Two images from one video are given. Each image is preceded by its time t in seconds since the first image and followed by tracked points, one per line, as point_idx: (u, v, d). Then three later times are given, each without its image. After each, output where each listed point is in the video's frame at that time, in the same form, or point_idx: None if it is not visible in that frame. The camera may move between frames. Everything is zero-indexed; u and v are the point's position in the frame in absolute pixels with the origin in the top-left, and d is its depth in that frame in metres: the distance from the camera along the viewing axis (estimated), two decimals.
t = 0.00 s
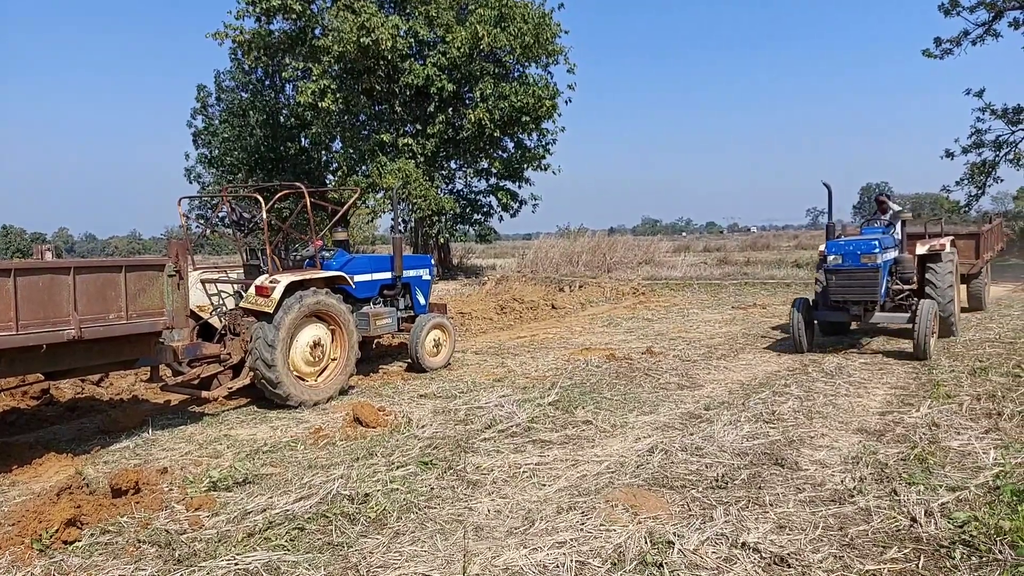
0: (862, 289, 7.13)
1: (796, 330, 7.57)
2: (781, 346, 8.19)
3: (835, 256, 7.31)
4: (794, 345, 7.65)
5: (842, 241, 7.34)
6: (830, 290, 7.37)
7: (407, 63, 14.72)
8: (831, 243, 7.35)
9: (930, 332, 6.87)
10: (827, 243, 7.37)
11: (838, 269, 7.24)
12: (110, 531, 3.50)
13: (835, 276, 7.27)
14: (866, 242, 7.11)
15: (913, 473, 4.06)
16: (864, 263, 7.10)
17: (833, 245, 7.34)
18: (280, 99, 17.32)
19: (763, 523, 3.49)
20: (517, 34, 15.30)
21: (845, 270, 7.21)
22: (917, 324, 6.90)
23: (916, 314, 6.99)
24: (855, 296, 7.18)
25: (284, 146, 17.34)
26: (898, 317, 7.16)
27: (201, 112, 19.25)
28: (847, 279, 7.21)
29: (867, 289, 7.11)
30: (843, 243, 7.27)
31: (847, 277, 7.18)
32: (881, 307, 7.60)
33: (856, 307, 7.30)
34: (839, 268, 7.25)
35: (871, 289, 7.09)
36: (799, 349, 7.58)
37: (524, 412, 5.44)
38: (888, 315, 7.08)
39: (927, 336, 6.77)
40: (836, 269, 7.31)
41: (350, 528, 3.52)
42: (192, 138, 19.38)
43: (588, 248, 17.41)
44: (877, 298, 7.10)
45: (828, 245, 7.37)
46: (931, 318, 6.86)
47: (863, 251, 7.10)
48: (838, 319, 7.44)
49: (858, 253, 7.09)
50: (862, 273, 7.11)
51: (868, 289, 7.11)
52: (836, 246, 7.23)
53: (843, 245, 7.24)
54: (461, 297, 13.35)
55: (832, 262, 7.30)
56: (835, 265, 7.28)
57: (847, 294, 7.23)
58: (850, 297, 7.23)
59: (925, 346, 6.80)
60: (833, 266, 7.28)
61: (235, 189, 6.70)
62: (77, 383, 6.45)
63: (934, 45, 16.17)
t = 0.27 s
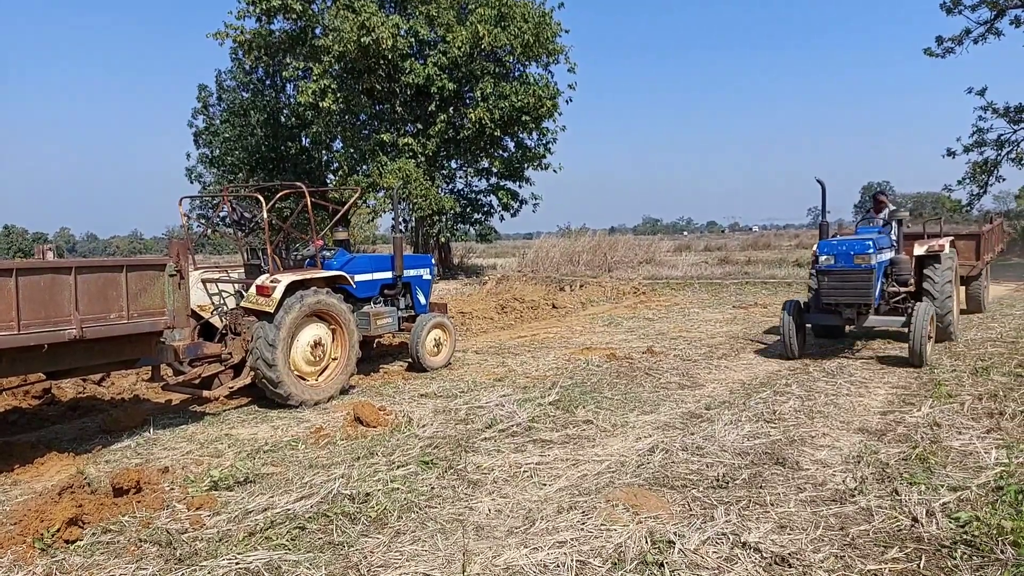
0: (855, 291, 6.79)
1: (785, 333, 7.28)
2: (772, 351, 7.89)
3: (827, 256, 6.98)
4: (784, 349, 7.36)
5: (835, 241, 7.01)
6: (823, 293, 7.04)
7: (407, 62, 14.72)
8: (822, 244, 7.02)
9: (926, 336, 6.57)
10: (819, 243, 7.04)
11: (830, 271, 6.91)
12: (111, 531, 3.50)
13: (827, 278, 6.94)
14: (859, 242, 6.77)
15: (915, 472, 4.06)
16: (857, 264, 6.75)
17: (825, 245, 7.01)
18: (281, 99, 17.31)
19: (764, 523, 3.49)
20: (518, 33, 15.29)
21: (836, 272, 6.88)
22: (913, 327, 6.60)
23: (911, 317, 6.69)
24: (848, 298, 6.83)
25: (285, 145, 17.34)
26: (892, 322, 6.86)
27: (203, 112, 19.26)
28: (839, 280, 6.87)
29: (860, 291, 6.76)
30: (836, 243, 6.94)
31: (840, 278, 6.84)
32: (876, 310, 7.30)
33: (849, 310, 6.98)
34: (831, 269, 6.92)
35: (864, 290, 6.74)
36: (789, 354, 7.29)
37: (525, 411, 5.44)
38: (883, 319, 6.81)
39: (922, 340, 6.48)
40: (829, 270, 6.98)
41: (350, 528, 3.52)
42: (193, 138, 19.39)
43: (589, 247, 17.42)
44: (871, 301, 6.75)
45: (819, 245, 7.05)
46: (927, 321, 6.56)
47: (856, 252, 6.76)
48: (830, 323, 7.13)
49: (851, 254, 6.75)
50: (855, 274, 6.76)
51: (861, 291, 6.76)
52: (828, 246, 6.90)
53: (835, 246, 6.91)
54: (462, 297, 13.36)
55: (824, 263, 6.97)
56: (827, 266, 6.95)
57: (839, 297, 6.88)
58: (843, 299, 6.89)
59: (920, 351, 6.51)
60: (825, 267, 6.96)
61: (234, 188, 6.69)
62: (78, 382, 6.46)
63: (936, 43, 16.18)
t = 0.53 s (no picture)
0: (850, 297, 6.34)
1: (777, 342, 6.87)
2: (765, 356, 7.51)
3: (821, 260, 6.54)
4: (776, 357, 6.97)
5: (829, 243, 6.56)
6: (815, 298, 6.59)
7: (410, 62, 14.72)
8: (816, 246, 6.57)
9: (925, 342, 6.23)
10: (813, 246, 6.59)
11: (824, 275, 6.47)
12: (115, 530, 3.51)
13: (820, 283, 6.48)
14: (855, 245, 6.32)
15: (919, 472, 4.06)
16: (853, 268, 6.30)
17: (819, 248, 6.57)
18: (284, 99, 17.30)
19: (767, 523, 3.49)
20: (520, 33, 15.28)
21: (831, 276, 6.43)
22: (910, 333, 6.24)
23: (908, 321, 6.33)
24: (842, 304, 6.37)
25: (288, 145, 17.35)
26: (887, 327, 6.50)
27: (206, 112, 19.27)
28: (834, 285, 6.41)
29: (856, 296, 6.32)
30: (830, 245, 6.49)
31: (834, 283, 6.40)
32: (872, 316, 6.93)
33: (843, 316, 6.52)
34: (825, 274, 6.47)
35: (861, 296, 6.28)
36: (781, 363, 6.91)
37: (527, 411, 5.44)
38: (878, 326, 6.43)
39: (920, 346, 6.14)
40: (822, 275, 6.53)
41: (353, 527, 3.53)
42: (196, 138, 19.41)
43: (592, 247, 17.41)
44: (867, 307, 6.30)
45: (813, 248, 6.59)
46: (925, 326, 6.21)
47: (851, 255, 6.32)
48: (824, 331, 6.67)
49: (846, 257, 6.31)
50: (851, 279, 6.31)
51: (857, 297, 6.32)
52: (822, 249, 6.45)
53: (829, 249, 6.46)
54: (464, 297, 13.35)
55: (817, 267, 6.52)
56: (821, 270, 6.49)
57: (833, 303, 6.43)
58: (837, 305, 6.44)
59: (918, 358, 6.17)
60: (818, 271, 6.51)
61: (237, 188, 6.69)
62: (82, 382, 6.47)
63: (939, 41, 16.13)
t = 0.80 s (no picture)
0: (843, 299, 6.06)
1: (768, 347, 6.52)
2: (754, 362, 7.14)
3: (813, 261, 6.27)
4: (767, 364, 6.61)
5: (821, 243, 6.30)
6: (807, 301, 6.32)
7: (414, 61, 14.72)
8: (807, 246, 6.31)
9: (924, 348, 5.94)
10: (803, 246, 6.33)
11: (816, 276, 6.20)
12: (120, 528, 3.53)
13: (812, 284, 6.23)
14: (848, 245, 6.06)
15: (925, 473, 4.04)
16: (846, 269, 6.04)
17: (811, 248, 6.30)
18: (289, 99, 17.29)
19: (772, 523, 3.48)
20: (525, 32, 15.27)
21: (823, 278, 6.17)
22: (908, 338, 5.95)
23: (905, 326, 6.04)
24: (836, 307, 6.10)
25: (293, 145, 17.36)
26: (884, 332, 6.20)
27: (211, 112, 19.32)
28: (827, 287, 6.15)
29: (849, 299, 6.05)
30: (823, 246, 6.23)
31: (826, 286, 6.14)
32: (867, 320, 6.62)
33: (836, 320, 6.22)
34: (817, 275, 6.21)
35: (855, 298, 6.01)
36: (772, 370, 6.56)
37: (531, 411, 5.44)
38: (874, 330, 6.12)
39: (917, 353, 5.84)
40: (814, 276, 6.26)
41: (358, 526, 3.53)
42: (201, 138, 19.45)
43: (596, 246, 17.38)
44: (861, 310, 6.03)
45: (804, 248, 6.33)
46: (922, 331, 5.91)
47: (844, 256, 6.05)
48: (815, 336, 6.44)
49: (839, 258, 6.04)
50: (845, 281, 6.05)
51: (850, 300, 6.05)
52: (814, 249, 6.19)
53: (821, 249, 6.19)
54: (469, 296, 13.35)
55: (809, 268, 6.25)
56: (813, 272, 6.23)
57: (826, 306, 6.16)
58: (830, 308, 6.17)
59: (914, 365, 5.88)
60: (810, 272, 6.24)
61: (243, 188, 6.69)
62: (88, 381, 6.50)
63: (946, 40, 16.06)
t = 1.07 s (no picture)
0: (831, 305, 5.73)
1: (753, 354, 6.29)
2: (742, 367, 6.91)
3: (799, 264, 5.92)
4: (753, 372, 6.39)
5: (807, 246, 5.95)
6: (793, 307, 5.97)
7: (418, 60, 14.73)
8: (793, 249, 5.96)
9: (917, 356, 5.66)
10: (789, 249, 5.98)
11: (803, 281, 5.85)
12: (123, 526, 3.54)
13: (799, 290, 5.88)
14: (836, 248, 5.71)
15: (928, 474, 4.03)
16: (834, 274, 5.69)
17: (797, 251, 5.96)
18: (293, 98, 17.28)
19: (774, 524, 3.48)
20: (529, 31, 15.27)
21: (810, 283, 5.82)
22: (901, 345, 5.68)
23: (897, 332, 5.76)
24: (823, 314, 5.76)
25: (297, 144, 17.37)
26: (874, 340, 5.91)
27: (216, 110, 19.35)
28: (814, 293, 5.80)
29: (837, 305, 5.70)
30: (809, 249, 5.88)
31: (813, 291, 5.79)
32: (859, 327, 6.28)
33: (824, 328, 5.88)
34: (804, 280, 5.86)
35: (844, 305, 5.67)
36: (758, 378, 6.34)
37: (534, 410, 5.43)
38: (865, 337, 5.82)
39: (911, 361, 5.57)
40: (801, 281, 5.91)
41: (360, 524, 3.54)
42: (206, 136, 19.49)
43: (599, 246, 17.37)
44: (850, 317, 5.68)
45: (790, 251, 5.99)
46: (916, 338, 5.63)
47: (832, 260, 5.70)
48: (802, 344, 6.07)
49: (826, 262, 5.69)
50: (832, 286, 5.70)
51: (838, 307, 5.70)
52: (801, 252, 5.84)
53: (807, 252, 5.85)
54: (472, 295, 13.34)
55: (795, 273, 5.90)
56: (799, 276, 5.88)
57: (813, 313, 5.82)
58: (818, 315, 5.82)
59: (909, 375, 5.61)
60: (796, 276, 5.89)
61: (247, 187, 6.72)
62: (92, 378, 6.52)
63: (951, 40, 16.02)
